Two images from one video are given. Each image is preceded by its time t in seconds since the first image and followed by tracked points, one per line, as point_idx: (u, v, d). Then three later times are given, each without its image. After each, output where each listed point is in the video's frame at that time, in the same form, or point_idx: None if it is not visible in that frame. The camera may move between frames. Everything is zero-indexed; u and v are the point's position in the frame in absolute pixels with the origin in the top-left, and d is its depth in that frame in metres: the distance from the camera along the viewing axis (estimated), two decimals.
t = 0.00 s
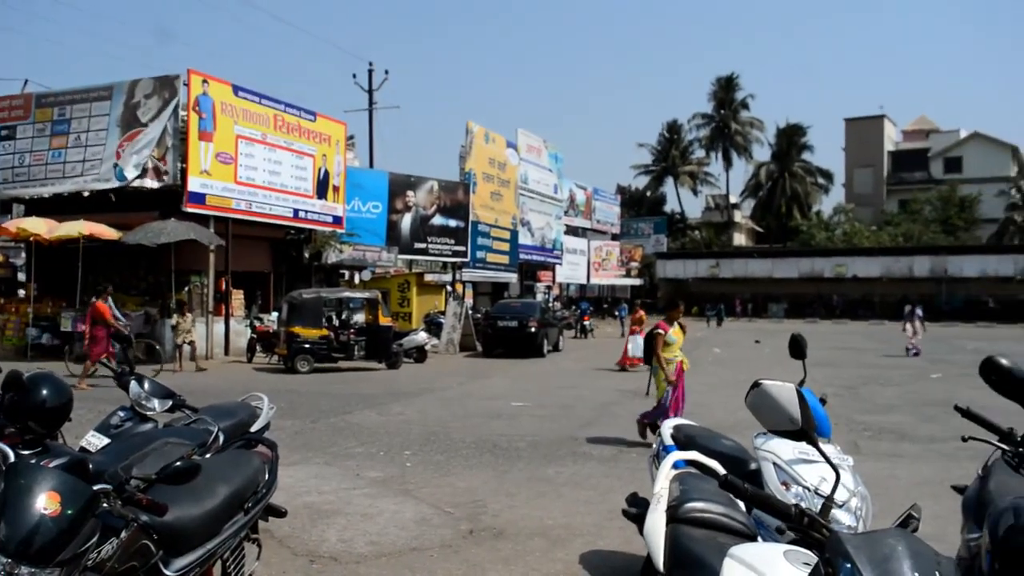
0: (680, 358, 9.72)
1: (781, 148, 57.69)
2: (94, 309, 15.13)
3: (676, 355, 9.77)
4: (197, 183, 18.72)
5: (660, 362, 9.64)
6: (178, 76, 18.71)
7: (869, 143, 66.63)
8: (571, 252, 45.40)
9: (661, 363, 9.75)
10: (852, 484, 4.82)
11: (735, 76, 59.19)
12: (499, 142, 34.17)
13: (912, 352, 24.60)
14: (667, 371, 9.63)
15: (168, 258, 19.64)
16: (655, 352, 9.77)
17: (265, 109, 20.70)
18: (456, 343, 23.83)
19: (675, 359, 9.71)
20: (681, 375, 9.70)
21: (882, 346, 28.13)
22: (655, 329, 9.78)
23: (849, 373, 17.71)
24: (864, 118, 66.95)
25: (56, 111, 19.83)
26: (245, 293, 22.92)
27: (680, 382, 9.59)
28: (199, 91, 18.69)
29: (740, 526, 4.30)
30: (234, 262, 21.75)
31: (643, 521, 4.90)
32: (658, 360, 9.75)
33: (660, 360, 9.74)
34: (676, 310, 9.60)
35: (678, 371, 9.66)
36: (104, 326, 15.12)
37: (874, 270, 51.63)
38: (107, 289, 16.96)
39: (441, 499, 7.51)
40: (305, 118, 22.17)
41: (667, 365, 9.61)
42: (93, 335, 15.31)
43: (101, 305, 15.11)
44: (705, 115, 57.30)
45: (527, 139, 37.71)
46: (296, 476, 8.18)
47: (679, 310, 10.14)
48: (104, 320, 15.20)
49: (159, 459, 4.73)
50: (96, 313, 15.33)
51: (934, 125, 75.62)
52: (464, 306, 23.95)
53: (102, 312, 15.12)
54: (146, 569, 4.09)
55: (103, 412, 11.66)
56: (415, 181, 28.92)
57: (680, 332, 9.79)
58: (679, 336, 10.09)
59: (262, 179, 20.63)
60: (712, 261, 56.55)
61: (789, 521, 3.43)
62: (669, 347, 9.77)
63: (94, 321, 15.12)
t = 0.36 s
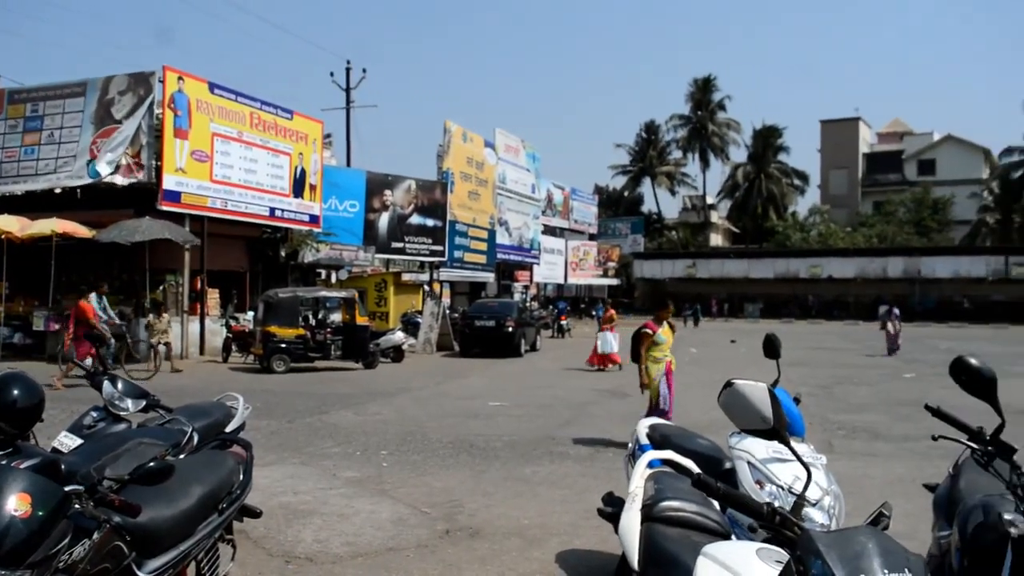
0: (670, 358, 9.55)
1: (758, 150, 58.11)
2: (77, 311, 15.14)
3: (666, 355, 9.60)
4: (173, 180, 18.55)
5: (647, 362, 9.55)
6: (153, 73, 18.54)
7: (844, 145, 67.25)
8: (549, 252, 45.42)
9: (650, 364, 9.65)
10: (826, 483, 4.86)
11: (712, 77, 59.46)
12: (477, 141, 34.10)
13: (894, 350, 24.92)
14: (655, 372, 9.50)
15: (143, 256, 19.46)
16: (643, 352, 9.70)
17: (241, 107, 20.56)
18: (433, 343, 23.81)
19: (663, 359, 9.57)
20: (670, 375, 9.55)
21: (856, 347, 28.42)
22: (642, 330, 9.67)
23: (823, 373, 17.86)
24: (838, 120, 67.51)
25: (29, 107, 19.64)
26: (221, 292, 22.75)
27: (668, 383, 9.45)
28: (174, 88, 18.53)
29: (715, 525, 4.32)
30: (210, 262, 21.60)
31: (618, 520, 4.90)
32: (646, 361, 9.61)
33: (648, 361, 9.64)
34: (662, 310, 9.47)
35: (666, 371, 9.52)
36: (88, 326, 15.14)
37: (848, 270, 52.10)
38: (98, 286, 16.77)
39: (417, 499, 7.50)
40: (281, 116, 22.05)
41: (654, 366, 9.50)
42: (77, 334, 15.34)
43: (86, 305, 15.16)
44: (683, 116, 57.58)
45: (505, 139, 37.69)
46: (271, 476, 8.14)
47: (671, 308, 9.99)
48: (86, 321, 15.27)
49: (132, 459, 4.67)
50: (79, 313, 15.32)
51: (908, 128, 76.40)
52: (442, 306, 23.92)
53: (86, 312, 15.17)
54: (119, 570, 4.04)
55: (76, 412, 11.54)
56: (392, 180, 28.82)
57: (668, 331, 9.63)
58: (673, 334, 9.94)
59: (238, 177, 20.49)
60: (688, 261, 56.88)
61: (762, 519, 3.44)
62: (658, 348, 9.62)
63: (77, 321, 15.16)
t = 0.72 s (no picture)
0: (661, 362, 9.34)
1: (735, 150, 58.46)
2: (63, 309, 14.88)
3: (657, 358, 9.34)
4: (149, 179, 18.37)
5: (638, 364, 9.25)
6: (129, 70, 18.37)
7: (821, 146, 67.84)
8: (528, 251, 45.40)
9: (641, 367, 9.36)
10: (801, 481, 4.90)
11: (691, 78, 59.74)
12: (456, 141, 34.04)
13: (877, 349, 25.20)
14: (647, 375, 9.21)
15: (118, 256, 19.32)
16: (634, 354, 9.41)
17: (218, 105, 20.41)
18: (412, 343, 23.78)
19: (655, 362, 9.28)
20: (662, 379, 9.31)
21: (833, 346, 28.70)
22: (634, 332, 9.44)
23: (800, 372, 17.98)
24: (815, 121, 68.11)
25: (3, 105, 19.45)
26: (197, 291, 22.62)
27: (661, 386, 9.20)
28: (150, 86, 18.36)
29: (690, 523, 4.34)
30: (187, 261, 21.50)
31: (595, 519, 4.91)
32: (638, 363, 9.33)
33: (639, 364, 9.35)
34: (656, 312, 9.30)
35: (658, 374, 9.22)
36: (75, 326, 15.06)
37: (825, 270, 52.51)
38: (94, 290, 16.73)
39: (395, 499, 7.48)
40: (259, 115, 21.92)
41: (645, 368, 9.21)
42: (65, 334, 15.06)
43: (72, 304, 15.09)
44: (661, 117, 57.84)
45: (484, 138, 37.65)
46: (248, 477, 8.09)
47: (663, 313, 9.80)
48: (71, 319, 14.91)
49: (107, 461, 4.62)
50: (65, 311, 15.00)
51: (883, 129, 77.20)
52: (420, 306, 23.90)
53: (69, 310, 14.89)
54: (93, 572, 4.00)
55: (49, 413, 11.42)
56: (371, 179, 28.73)
57: (660, 335, 9.43)
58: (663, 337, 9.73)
59: (215, 176, 20.34)
60: (666, 261, 57.08)
61: (736, 517, 3.47)
62: (649, 351, 9.39)
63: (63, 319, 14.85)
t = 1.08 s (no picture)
0: (651, 364, 9.30)
1: (711, 151, 58.75)
2: (41, 306, 15.22)
3: (647, 359, 9.29)
4: (122, 177, 18.15)
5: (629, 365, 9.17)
6: (102, 66, 18.15)
7: (795, 147, 68.40)
8: (504, 251, 45.36)
9: (632, 368, 9.32)
10: (774, 480, 4.93)
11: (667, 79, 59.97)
12: (433, 140, 33.92)
13: (854, 349, 25.47)
14: (638, 376, 9.17)
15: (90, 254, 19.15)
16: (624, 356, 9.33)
17: (192, 103, 20.23)
18: (388, 342, 23.72)
19: (646, 362, 9.26)
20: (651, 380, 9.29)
21: (807, 345, 28.94)
22: (624, 333, 9.34)
23: (773, 372, 18.12)
24: (790, 122, 68.64)
25: None
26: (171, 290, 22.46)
27: (651, 388, 9.20)
28: (124, 82, 18.15)
29: (664, 521, 4.36)
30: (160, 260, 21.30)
31: (571, 518, 4.90)
32: (627, 364, 9.27)
33: (629, 365, 9.30)
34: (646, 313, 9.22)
35: (649, 375, 9.19)
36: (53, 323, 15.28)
37: (799, 271, 52.89)
38: (88, 289, 16.22)
39: (370, 499, 7.46)
40: (234, 112, 21.76)
41: (637, 369, 9.17)
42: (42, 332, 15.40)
43: (51, 300, 15.39)
44: (637, 117, 58.03)
45: (460, 138, 37.57)
46: (221, 477, 8.03)
47: (651, 312, 9.71)
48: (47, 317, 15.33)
49: (77, 462, 4.57)
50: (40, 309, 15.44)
51: (857, 131, 77.95)
52: (396, 305, 23.85)
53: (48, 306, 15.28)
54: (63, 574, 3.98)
55: (19, 412, 11.29)
56: (347, 178, 28.61)
57: (649, 335, 9.36)
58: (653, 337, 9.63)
59: (189, 174, 20.15)
60: (642, 261, 57.08)
61: (708, 516, 3.50)
62: (639, 352, 9.33)
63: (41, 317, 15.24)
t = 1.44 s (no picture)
0: (637, 365, 9.27)
1: (686, 154, 59.04)
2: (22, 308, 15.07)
3: (635, 360, 9.23)
4: (93, 177, 17.96)
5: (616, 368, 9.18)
6: (74, 65, 17.96)
7: (769, 152, 68.97)
8: (480, 254, 45.31)
9: (619, 369, 9.31)
10: (747, 482, 4.95)
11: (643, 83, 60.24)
12: (409, 142, 33.86)
13: (828, 352, 25.71)
14: (625, 377, 9.17)
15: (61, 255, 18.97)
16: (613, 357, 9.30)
17: (166, 102, 20.07)
18: (362, 345, 23.63)
19: (633, 363, 9.23)
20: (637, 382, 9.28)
21: (780, 349, 29.17)
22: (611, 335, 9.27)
23: (746, 375, 18.26)
24: (764, 126, 69.19)
25: None
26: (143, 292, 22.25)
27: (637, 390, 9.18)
28: (96, 81, 17.96)
29: (636, 524, 4.36)
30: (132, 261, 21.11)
31: (543, 521, 4.90)
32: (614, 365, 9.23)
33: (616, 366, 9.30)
34: (631, 315, 9.10)
35: (636, 376, 9.19)
36: (31, 326, 15.00)
37: (772, 275, 53.28)
38: (83, 289, 16.19)
39: (343, 503, 7.42)
40: (208, 113, 21.60)
41: (623, 370, 9.16)
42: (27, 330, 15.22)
43: (31, 303, 15.15)
44: (613, 121, 58.26)
45: (436, 140, 37.53)
46: (193, 481, 7.95)
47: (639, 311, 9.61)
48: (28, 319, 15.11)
49: (46, 465, 4.49)
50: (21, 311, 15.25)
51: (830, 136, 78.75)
52: (370, 307, 23.79)
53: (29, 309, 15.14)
54: None
55: None
56: (321, 179, 28.37)
57: (636, 336, 9.28)
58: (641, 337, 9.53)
59: (162, 175, 19.97)
60: (617, 265, 57.11)
61: (678, 518, 3.52)
62: (626, 353, 9.27)
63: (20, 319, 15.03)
